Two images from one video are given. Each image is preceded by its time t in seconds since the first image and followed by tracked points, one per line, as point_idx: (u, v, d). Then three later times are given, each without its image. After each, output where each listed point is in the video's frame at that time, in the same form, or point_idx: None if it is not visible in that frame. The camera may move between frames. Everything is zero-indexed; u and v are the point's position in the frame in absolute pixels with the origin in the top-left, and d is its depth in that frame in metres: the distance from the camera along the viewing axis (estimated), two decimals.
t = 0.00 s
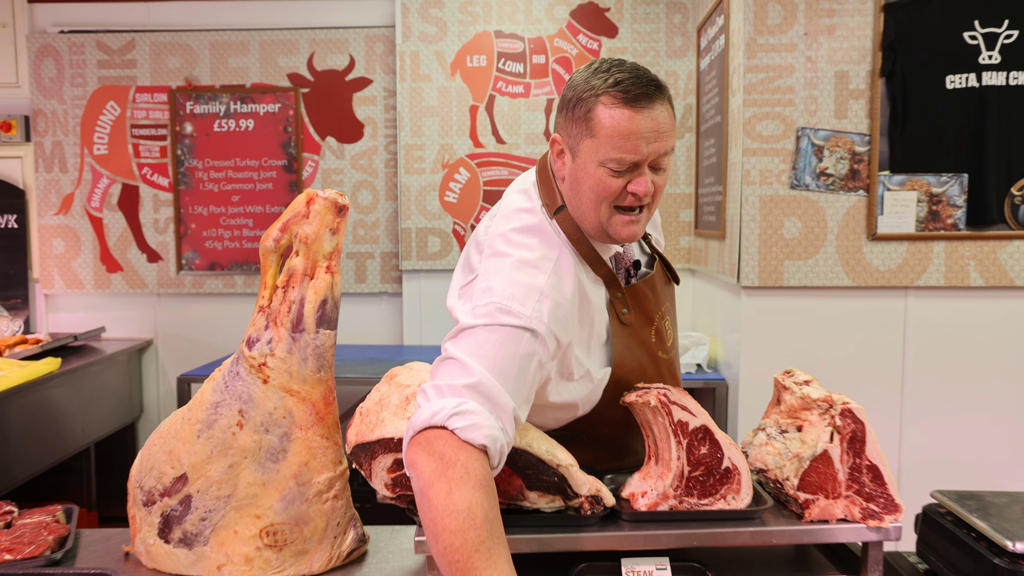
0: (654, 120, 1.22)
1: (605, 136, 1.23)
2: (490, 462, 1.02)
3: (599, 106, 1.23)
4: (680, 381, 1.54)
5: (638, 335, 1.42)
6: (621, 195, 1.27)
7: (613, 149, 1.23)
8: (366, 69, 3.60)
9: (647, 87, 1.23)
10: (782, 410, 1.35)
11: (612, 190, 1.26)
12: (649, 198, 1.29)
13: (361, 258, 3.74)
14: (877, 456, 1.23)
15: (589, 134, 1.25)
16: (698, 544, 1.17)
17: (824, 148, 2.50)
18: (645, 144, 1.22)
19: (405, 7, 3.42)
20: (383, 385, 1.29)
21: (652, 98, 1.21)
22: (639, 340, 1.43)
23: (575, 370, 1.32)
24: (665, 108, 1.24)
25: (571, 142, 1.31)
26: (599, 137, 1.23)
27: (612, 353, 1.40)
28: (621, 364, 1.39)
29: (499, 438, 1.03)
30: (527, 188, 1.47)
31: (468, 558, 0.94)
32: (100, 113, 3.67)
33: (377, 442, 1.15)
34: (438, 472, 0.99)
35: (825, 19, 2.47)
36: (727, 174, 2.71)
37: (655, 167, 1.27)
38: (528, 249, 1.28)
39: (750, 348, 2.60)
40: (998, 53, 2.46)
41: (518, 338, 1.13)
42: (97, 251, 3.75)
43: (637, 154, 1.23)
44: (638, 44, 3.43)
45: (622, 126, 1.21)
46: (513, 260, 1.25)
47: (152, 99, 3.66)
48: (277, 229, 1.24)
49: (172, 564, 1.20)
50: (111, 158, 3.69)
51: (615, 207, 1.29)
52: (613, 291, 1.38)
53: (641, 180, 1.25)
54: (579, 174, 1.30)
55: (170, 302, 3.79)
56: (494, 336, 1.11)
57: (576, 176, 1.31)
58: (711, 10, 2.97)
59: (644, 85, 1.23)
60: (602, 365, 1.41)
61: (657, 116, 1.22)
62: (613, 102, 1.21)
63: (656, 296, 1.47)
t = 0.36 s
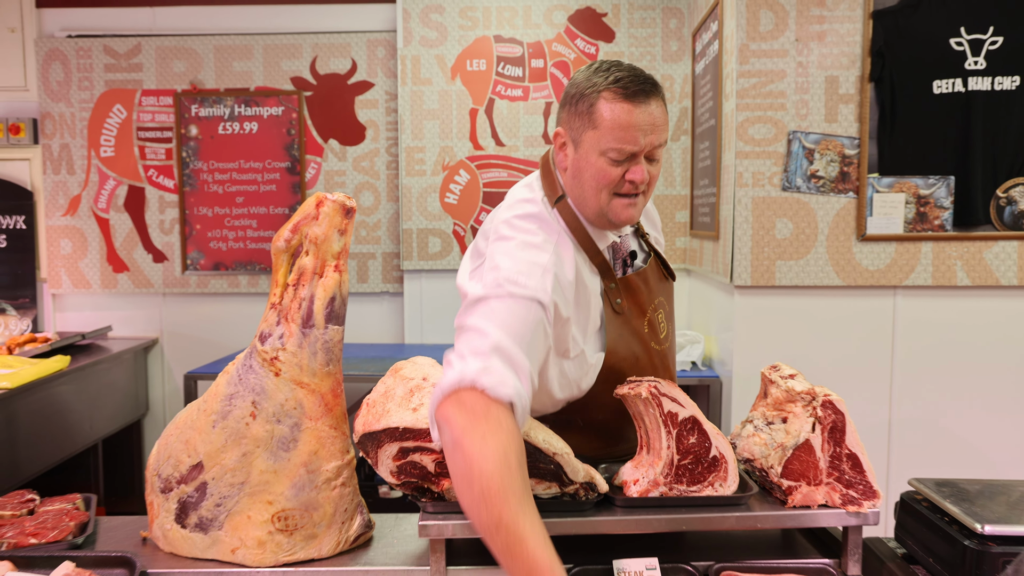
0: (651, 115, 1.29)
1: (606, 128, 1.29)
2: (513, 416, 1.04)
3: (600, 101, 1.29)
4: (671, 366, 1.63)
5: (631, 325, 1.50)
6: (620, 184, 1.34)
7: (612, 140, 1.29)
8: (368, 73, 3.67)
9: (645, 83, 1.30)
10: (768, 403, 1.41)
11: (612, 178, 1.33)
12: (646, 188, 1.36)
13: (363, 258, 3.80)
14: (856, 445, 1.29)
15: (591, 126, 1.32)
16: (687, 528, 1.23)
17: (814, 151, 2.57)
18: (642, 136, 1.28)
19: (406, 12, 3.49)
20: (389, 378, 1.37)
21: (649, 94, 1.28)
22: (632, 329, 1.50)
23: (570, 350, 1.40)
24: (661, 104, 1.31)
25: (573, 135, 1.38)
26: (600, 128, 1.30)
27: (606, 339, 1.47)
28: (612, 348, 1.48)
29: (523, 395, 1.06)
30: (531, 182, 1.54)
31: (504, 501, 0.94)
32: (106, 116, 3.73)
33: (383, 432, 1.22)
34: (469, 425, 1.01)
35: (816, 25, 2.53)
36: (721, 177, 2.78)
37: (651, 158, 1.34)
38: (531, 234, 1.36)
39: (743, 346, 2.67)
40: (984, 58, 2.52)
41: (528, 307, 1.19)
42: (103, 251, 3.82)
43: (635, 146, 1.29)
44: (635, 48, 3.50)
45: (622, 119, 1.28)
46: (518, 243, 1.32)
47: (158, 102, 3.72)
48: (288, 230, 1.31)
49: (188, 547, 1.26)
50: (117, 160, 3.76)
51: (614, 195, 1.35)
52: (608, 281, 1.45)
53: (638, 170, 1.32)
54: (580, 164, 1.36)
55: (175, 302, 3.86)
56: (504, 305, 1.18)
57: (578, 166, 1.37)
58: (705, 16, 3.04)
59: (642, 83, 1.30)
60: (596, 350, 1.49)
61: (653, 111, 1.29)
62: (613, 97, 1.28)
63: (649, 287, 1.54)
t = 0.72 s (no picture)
0: (661, 104, 1.52)
1: (621, 111, 1.53)
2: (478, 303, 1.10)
3: (619, 88, 1.51)
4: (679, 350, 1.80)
5: (635, 308, 1.72)
6: (630, 159, 1.59)
7: (625, 120, 1.53)
8: (368, 77, 3.73)
9: (657, 75, 1.51)
10: (757, 397, 1.47)
11: (624, 154, 1.58)
12: (653, 164, 1.61)
13: (363, 259, 3.86)
14: (840, 437, 1.35)
15: (609, 108, 1.54)
16: (679, 516, 1.29)
17: (805, 155, 2.64)
18: (653, 121, 1.52)
19: (406, 18, 3.55)
20: (393, 371, 1.40)
21: (659, 85, 1.50)
22: (636, 312, 1.72)
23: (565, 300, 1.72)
24: (671, 94, 1.53)
25: (593, 115, 1.61)
26: (616, 110, 1.53)
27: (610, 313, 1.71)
28: (613, 323, 1.71)
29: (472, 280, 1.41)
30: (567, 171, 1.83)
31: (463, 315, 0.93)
32: (110, 119, 3.79)
33: (388, 424, 1.28)
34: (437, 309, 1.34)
35: (806, 32, 2.60)
36: (715, 180, 2.85)
37: (659, 140, 1.58)
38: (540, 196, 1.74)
39: (736, 345, 2.74)
40: (970, 65, 2.59)
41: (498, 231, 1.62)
42: (107, 253, 3.87)
43: (646, 129, 1.53)
44: (630, 53, 3.57)
45: (635, 105, 1.51)
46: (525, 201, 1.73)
47: (161, 106, 3.78)
48: (298, 231, 1.36)
49: (202, 535, 1.32)
50: (121, 162, 3.81)
51: (628, 168, 1.61)
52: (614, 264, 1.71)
53: (646, 148, 1.57)
54: (599, 141, 1.61)
55: (178, 302, 3.91)
56: (484, 229, 1.62)
57: (597, 141, 1.63)
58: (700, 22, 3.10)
59: (657, 75, 1.51)
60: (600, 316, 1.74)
61: (662, 101, 1.52)
62: (630, 87, 1.50)
63: (657, 277, 1.73)
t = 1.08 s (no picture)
0: (700, 112, 1.64)
1: (662, 115, 1.66)
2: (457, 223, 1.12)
3: (663, 95, 1.66)
4: (679, 366, 1.78)
5: (636, 301, 1.80)
6: (668, 160, 1.70)
7: (666, 123, 1.66)
8: (367, 81, 3.75)
9: (700, 87, 1.64)
10: (752, 402, 1.49)
11: (662, 155, 1.70)
12: (688, 167, 1.71)
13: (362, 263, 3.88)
14: (834, 441, 1.37)
15: (652, 113, 1.69)
16: (675, 519, 1.30)
17: (801, 160, 2.66)
18: (691, 125, 1.64)
19: (404, 22, 3.57)
20: (394, 377, 1.42)
21: (701, 95, 1.63)
22: (638, 305, 1.80)
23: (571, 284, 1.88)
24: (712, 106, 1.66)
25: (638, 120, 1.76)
26: (659, 114, 1.67)
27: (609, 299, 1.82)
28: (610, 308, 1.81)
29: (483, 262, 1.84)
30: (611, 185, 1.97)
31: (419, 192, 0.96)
32: (110, 123, 3.80)
33: (389, 428, 1.30)
34: (475, 315, 1.89)
35: (802, 38, 2.63)
36: (711, 184, 2.87)
37: (696, 146, 1.69)
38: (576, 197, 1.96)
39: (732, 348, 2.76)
40: (964, 71, 2.62)
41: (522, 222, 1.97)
42: (107, 256, 3.88)
43: (684, 131, 1.65)
44: (628, 57, 3.59)
45: (676, 110, 1.64)
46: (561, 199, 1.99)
47: (161, 110, 3.79)
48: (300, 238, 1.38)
49: (205, 537, 1.35)
50: (121, 165, 3.82)
51: (665, 168, 1.72)
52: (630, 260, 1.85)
53: (683, 150, 1.68)
54: (642, 144, 1.75)
55: (178, 305, 3.93)
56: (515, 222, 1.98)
57: (640, 143, 1.76)
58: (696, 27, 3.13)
59: (700, 88, 1.65)
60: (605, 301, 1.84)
61: (702, 110, 1.64)
62: (673, 94, 1.64)
63: (666, 278, 1.81)
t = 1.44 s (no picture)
0: (666, 119, 1.69)
1: (631, 127, 1.72)
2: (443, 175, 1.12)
3: (630, 107, 1.71)
4: (670, 363, 1.82)
5: (620, 305, 1.85)
6: (642, 169, 1.76)
7: (635, 134, 1.71)
8: (366, 83, 3.76)
9: (665, 95, 1.70)
10: (752, 404, 1.50)
11: (635, 165, 1.76)
12: (663, 174, 1.77)
13: (362, 264, 3.89)
14: (834, 443, 1.37)
15: (621, 126, 1.74)
16: (675, 521, 1.31)
17: (800, 162, 2.67)
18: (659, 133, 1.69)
19: (404, 24, 3.58)
20: (395, 379, 1.42)
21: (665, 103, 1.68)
22: (623, 309, 1.85)
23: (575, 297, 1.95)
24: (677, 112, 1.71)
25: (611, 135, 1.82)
26: (627, 126, 1.72)
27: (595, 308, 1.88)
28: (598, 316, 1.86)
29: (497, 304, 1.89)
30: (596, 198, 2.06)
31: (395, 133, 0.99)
32: (110, 125, 3.80)
33: (390, 430, 1.30)
34: (510, 381, 1.83)
35: (801, 41, 2.63)
36: (710, 186, 2.88)
37: (667, 152, 1.74)
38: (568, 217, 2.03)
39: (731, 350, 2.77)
40: (963, 73, 2.63)
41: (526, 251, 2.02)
42: (106, 258, 3.88)
43: (653, 139, 1.70)
44: (627, 59, 3.60)
45: (644, 120, 1.69)
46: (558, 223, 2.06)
47: (160, 111, 3.80)
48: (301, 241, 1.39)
49: (207, 539, 1.35)
50: (120, 167, 3.83)
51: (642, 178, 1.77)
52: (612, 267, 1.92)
53: (655, 157, 1.73)
54: (616, 157, 1.81)
55: (177, 306, 3.93)
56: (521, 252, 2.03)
57: (614, 157, 1.82)
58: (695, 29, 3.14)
59: (664, 96, 1.70)
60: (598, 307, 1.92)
61: (668, 116, 1.69)
62: (639, 105, 1.70)
63: (649, 280, 1.84)
